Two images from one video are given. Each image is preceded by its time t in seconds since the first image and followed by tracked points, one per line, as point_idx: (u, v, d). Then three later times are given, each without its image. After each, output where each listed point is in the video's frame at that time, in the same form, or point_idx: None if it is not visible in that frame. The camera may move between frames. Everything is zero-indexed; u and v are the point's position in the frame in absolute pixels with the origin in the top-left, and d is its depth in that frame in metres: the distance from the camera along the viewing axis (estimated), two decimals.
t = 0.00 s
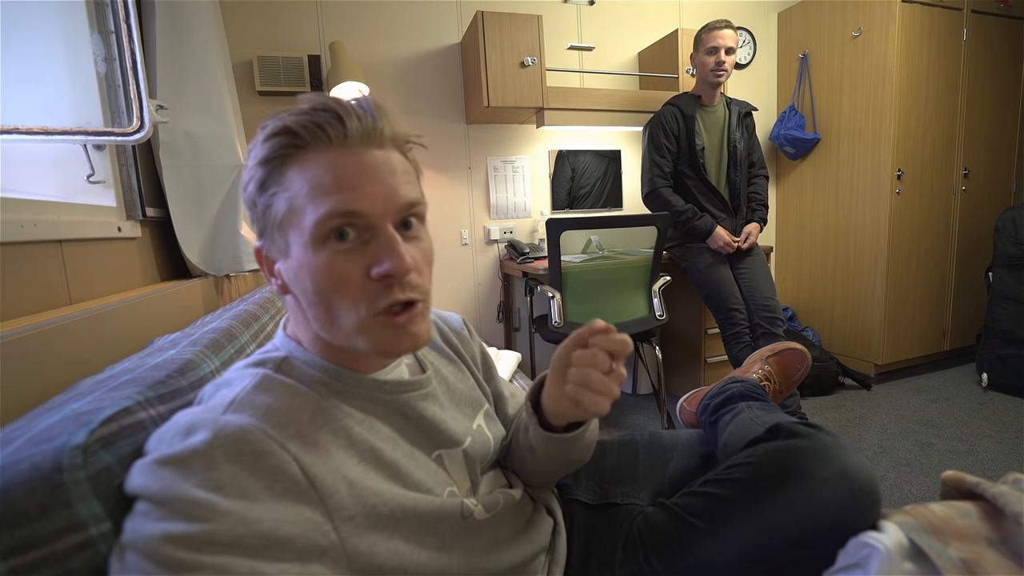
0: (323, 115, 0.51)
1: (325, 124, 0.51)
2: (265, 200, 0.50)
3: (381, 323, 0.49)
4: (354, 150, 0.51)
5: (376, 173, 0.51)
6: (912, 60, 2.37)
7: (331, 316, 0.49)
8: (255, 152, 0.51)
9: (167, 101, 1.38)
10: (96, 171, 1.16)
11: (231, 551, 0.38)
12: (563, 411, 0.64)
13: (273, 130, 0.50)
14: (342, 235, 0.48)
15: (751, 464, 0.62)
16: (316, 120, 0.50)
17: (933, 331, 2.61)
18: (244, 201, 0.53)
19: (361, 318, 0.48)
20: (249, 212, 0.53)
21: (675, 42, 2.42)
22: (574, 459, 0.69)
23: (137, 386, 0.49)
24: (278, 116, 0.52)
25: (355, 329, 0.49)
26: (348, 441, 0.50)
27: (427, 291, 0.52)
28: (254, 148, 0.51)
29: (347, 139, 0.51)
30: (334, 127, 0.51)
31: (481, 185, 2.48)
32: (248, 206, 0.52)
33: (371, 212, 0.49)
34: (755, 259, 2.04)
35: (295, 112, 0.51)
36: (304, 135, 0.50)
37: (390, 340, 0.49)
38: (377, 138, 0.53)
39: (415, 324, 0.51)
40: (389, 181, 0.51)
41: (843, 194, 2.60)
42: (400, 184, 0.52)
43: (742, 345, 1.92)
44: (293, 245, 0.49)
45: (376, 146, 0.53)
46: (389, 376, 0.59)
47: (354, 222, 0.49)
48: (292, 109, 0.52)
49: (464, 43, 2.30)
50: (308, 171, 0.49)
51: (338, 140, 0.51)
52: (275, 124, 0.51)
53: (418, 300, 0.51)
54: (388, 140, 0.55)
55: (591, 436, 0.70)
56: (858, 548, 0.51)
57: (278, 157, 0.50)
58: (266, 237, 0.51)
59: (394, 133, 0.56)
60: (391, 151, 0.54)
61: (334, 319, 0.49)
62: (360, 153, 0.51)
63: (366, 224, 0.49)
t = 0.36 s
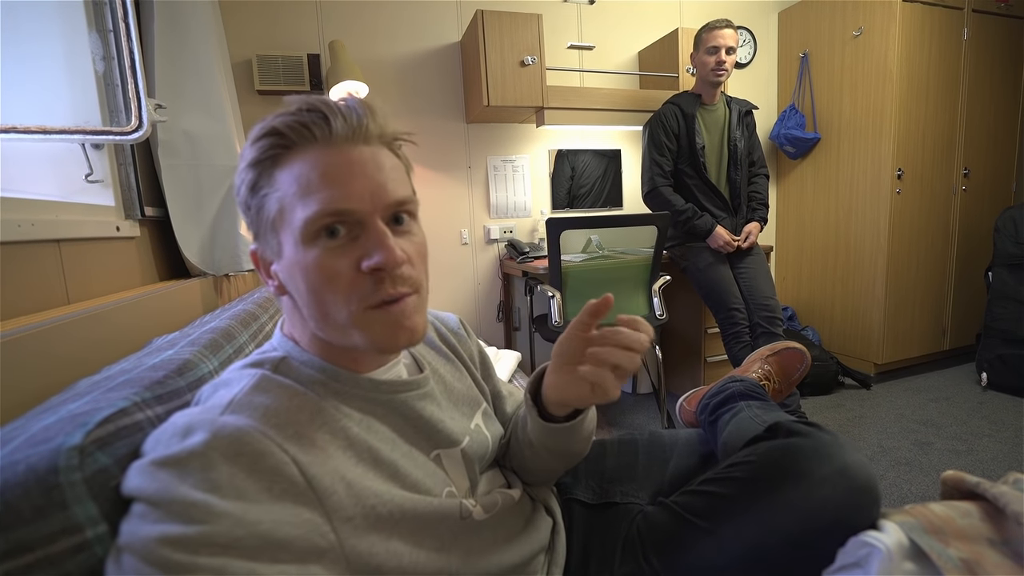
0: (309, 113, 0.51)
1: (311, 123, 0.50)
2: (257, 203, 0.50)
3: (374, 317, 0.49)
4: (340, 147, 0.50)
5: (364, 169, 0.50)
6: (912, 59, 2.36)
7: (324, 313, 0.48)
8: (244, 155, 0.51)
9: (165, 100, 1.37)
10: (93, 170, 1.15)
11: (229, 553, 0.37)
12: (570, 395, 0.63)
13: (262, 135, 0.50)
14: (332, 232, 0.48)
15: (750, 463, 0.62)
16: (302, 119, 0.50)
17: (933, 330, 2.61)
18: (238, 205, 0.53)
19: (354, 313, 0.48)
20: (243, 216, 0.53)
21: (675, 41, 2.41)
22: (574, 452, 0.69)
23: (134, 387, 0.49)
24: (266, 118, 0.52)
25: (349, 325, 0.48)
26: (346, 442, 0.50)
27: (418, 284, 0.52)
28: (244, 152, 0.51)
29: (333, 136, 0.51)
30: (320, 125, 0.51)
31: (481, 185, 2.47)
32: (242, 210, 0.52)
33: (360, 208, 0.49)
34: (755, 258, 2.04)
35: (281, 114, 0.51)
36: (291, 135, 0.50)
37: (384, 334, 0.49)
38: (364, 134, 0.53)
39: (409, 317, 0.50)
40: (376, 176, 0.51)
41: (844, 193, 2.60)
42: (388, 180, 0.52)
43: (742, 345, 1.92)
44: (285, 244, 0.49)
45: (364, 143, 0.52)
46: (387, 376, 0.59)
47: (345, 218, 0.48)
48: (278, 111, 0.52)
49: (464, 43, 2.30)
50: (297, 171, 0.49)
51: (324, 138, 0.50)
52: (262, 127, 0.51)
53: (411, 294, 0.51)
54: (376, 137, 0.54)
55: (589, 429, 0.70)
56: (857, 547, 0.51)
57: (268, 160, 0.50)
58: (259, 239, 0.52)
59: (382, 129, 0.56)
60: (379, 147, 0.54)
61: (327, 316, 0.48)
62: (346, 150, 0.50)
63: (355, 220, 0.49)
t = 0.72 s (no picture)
0: (301, 108, 0.50)
1: (303, 118, 0.49)
2: (247, 200, 0.50)
3: (369, 318, 0.48)
4: (333, 143, 0.50)
5: (358, 166, 0.50)
6: (909, 53, 2.36)
7: (317, 313, 0.48)
8: (233, 150, 0.50)
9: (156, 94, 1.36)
10: (84, 165, 1.15)
11: (216, 552, 0.37)
12: (572, 397, 0.64)
13: (251, 130, 0.49)
14: (325, 231, 0.47)
15: (746, 460, 0.62)
16: (294, 114, 0.49)
17: (928, 325, 2.63)
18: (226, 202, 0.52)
19: (347, 314, 0.48)
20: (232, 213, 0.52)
21: (672, 35, 2.40)
22: (571, 452, 0.68)
23: (122, 384, 0.48)
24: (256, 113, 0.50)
25: (342, 327, 0.48)
26: (337, 440, 0.50)
27: (413, 284, 0.51)
28: (234, 147, 0.50)
29: (327, 132, 0.50)
30: (313, 121, 0.50)
31: (477, 180, 2.46)
32: (231, 206, 0.52)
33: (354, 206, 0.49)
34: (751, 253, 2.04)
35: (273, 108, 0.50)
36: (282, 130, 0.49)
37: (379, 335, 0.48)
38: (359, 130, 0.52)
39: (404, 317, 0.50)
40: (371, 174, 0.50)
41: (840, 188, 2.60)
42: (382, 178, 0.51)
43: (738, 339, 1.92)
44: (277, 242, 0.48)
45: (358, 139, 0.52)
46: (379, 373, 0.59)
47: (339, 219, 0.48)
48: (268, 104, 0.51)
49: (460, 36, 2.28)
50: (289, 168, 0.48)
51: (317, 134, 0.49)
52: (252, 121, 0.50)
53: (406, 293, 0.50)
54: (370, 133, 0.54)
55: (589, 429, 0.70)
56: (850, 543, 0.51)
57: (259, 155, 0.49)
58: (249, 236, 0.51)
59: (376, 125, 0.55)
60: (373, 143, 0.53)
61: (320, 316, 0.48)
62: (339, 146, 0.50)
63: (350, 219, 0.48)
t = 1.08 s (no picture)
0: (338, 104, 0.49)
1: (343, 115, 0.49)
2: (267, 187, 0.47)
3: (409, 311, 0.50)
4: (373, 142, 0.50)
5: (396, 167, 0.51)
6: (908, 49, 2.35)
7: (355, 307, 0.48)
8: (257, 135, 0.47)
9: (154, 93, 1.36)
10: (82, 164, 1.14)
11: (215, 551, 0.37)
12: (567, 387, 0.64)
13: (284, 118, 0.47)
14: (370, 227, 0.48)
15: (746, 457, 0.62)
16: (333, 109, 0.49)
17: (928, 320, 2.62)
18: (233, 187, 0.48)
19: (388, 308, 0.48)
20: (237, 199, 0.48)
21: (670, 32, 2.39)
22: (568, 445, 0.68)
23: (120, 383, 0.48)
24: (286, 102, 0.48)
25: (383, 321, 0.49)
26: (335, 438, 0.50)
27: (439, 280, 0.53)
28: (256, 131, 0.47)
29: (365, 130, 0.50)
30: (350, 117, 0.49)
31: (475, 178, 2.46)
32: (240, 192, 0.48)
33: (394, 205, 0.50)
34: (750, 249, 2.04)
35: (308, 100, 0.48)
36: (322, 123, 0.48)
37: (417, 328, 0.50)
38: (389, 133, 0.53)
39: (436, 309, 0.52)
40: (406, 175, 0.52)
41: (839, 184, 2.60)
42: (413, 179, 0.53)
43: (737, 336, 1.92)
44: (311, 236, 0.47)
45: (390, 141, 0.53)
46: (378, 371, 0.59)
47: (378, 216, 0.48)
48: (299, 96, 0.49)
49: (457, 34, 2.27)
50: (329, 163, 0.47)
51: (358, 132, 0.49)
52: (286, 110, 0.48)
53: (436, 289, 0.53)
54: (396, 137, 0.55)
55: (585, 421, 0.70)
56: (848, 540, 0.52)
57: (290, 144, 0.47)
58: (263, 229, 0.48)
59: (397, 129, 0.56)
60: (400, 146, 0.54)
61: (357, 311, 0.48)
62: (375, 146, 0.50)
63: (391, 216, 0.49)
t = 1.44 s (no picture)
0: (392, 116, 0.54)
1: (400, 126, 0.53)
2: (360, 194, 0.48)
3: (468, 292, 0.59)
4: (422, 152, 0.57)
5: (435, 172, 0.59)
6: (906, 54, 2.37)
7: (442, 294, 0.55)
8: (339, 142, 0.47)
9: (158, 100, 1.37)
10: (86, 170, 1.15)
11: (221, 554, 0.37)
12: (524, 368, 0.65)
13: (361, 126, 0.49)
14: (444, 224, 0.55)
15: (748, 460, 0.62)
16: (395, 121, 0.53)
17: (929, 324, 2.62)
18: (314, 193, 0.46)
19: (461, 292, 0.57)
20: (315, 205, 0.47)
21: (669, 38, 2.41)
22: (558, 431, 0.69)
23: (126, 388, 0.49)
24: (348, 111, 0.50)
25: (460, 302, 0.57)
26: (339, 442, 0.50)
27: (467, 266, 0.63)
28: (335, 136, 0.47)
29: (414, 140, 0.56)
30: (405, 128, 0.54)
31: (476, 184, 2.47)
32: (322, 198, 0.47)
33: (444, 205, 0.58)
34: (751, 253, 2.04)
35: (368, 112, 0.51)
36: (391, 134, 0.52)
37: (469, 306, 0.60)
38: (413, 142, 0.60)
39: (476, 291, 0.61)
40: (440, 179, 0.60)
41: (839, 188, 2.61)
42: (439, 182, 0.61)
43: (739, 340, 1.92)
44: (410, 235, 0.51)
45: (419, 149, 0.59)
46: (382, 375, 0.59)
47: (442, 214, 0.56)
48: (353, 105, 0.51)
49: (458, 41, 2.29)
50: (408, 169, 0.52)
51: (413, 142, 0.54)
52: (357, 120, 0.49)
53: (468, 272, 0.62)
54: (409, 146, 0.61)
55: (570, 406, 0.70)
56: (849, 542, 0.52)
57: (376, 152, 0.49)
58: (355, 234, 0.49)
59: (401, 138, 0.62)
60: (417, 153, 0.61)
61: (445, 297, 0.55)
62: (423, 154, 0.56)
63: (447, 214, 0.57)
